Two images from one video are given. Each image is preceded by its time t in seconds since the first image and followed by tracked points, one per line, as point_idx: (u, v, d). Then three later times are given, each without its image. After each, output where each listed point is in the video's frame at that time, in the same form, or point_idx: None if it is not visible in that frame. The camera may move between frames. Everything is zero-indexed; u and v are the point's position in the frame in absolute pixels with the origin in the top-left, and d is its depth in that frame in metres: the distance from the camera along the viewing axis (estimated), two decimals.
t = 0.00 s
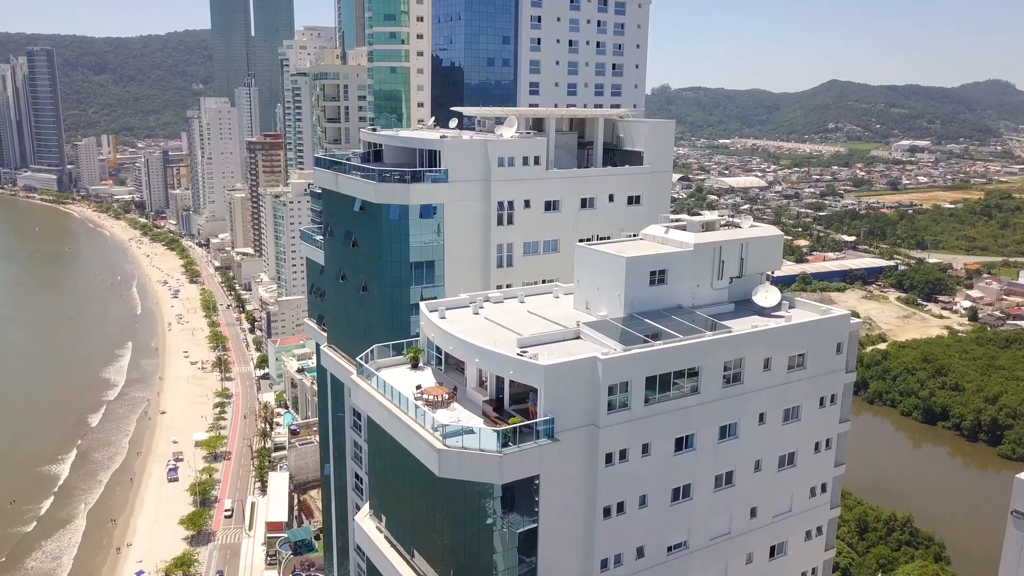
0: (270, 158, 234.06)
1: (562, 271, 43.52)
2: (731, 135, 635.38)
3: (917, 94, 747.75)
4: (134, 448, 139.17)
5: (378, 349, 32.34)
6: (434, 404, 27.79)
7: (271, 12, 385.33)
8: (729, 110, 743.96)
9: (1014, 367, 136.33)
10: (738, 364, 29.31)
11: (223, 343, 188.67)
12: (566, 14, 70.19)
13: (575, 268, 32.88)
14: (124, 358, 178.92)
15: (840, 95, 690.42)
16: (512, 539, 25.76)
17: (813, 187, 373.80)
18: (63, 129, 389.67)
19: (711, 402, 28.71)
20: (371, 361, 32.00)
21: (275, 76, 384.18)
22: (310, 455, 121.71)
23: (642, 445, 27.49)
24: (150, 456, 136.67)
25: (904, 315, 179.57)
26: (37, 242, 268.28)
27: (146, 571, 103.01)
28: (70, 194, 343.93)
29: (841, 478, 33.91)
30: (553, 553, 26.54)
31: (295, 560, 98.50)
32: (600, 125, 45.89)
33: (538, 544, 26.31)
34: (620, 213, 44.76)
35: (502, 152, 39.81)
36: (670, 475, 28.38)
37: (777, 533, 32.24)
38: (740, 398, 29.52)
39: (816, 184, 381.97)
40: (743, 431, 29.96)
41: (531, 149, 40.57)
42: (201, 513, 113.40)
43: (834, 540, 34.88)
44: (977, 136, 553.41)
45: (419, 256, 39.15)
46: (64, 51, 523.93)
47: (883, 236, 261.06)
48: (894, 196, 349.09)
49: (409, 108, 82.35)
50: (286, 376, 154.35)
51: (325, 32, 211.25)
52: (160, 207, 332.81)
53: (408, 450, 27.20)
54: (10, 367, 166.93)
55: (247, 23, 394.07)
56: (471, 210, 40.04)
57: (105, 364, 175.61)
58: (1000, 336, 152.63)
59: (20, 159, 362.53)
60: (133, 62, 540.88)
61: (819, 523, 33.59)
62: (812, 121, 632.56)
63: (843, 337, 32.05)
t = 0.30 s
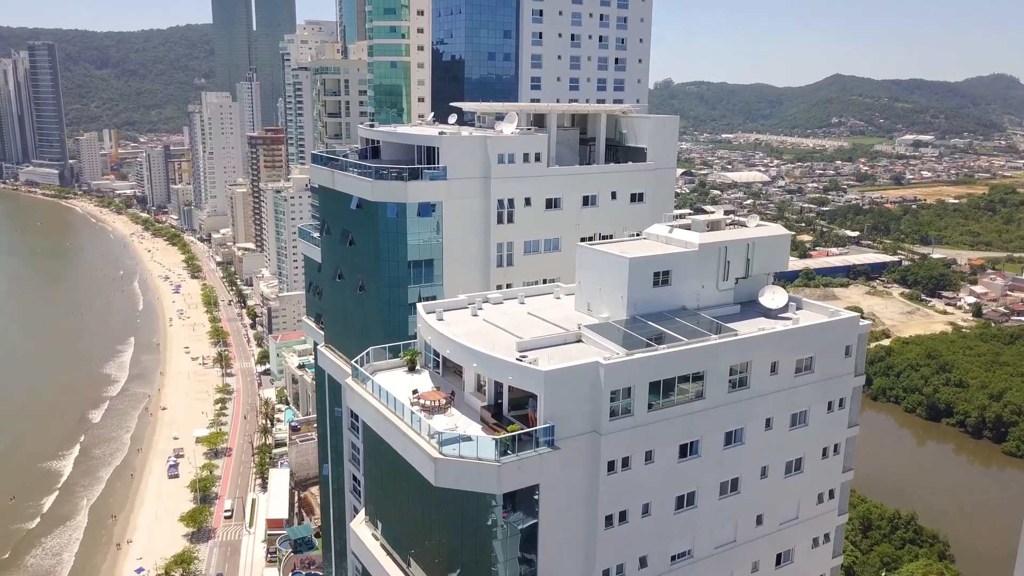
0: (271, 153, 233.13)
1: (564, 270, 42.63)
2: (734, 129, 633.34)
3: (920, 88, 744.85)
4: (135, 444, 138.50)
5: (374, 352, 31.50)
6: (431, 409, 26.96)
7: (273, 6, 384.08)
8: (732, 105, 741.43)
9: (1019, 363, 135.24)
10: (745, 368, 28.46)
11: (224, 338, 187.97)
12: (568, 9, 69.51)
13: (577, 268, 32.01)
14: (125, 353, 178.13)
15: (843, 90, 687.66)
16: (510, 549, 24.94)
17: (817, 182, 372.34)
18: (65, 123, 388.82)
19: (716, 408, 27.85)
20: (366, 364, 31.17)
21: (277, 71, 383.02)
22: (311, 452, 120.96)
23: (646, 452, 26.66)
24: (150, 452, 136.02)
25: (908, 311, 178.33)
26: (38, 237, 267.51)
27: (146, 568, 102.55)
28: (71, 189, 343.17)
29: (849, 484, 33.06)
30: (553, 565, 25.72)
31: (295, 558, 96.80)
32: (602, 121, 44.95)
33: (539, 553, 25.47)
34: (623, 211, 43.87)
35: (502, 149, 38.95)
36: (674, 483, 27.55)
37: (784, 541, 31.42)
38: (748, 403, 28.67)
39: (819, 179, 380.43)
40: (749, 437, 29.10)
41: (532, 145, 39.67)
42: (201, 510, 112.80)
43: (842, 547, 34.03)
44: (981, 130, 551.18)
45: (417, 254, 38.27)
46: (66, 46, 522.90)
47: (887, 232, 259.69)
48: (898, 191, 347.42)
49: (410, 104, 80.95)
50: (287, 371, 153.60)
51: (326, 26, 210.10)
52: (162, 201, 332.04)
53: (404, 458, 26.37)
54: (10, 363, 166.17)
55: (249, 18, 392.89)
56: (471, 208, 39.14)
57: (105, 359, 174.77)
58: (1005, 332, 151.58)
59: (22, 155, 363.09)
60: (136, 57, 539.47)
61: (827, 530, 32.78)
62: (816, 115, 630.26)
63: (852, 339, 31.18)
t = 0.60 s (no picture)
0: (272, 144, 231.94)
1: (565, 265, 41.79)
2: (737, 119, 630.65)
3: (925, 78, 741.18)
4: (135, 436, 138.04)
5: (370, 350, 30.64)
6: (427, 411, 26.20)
7: None
8: (735, 95, 738.10)
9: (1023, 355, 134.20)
10: (751, 368, 27.59)
11: (225, 330, 187.27)
12: None
13: (578, 265, 31.19)
14: (126, 345, 177.59)
15: (847, 80, 684.19)
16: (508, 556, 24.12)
17: (820, 172, 370.52)
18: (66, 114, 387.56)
19: (721, 410, 27.02)
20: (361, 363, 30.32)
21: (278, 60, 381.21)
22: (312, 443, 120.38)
23: (650, 455, 25.85)
24: (151, 444, 135.53)
25: (911, 302, 177.15)
26: (39, 227, 266.92)
27: (147, 560, 102.00)
28: (73, 179, 342.08)
29: (857, 487, 32.22)
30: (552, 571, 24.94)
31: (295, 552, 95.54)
32: (604, 112, 43.93)
33: (538, 559, 24.69)
34: (625, 205, 42.95)
35: (501, 142, 38.03)
36: (678, 487, 26.73)
37: (790, 545, 30.62)
38: (754, 405, 27.85)
39: (823, 169, 378.47)
40: (756, 438, 28.26)
41: (532, 138, 38.74)
42: (201, 502, 112.31)
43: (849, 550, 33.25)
44: (986, 120, 548.36)
45: (414, 249, 37.38)
46: (67, 36, 520.98)
47: (891, 222, 258.31)
48: (902, 182, 345.52)
49: (409, 93, 80.86)
50: (287, 363, 153.02)
51: (327, 16, 208.72)
52: (163, 192, 331.00)
53: (398, 461, 25.55)
54: (12, 354, 165.74)
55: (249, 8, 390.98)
56: (469, 202, 38.27)
57: (107, 350, 174.30)
58: (1009, 324, 150.62)
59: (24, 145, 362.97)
60: (137, 47, 537.56)
61: (834, 533, 31.99)
62: (819, 105, 627.37)
63: (861, 338, 30.34)
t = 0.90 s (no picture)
0: (273, 132, 230.52)
1: (567, 259, 40.92)
2: (741, 107, 627.28)
3: (930, 66, 736.54)
4: (136, 426, 137.43)
5: (364, 348, 29.84)
6: (423, 412, 25.38)
7: None
8: (739, 83, 734.10)
9: None
10: (757, 368, 26.73)
11: (227, 319, 186.46)
12: None
13: (579, 261, 30.32)
14: (128, 334, 176.92)
15: (852, 67, 680.00)
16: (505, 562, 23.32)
17: (824, 161, 368.49)
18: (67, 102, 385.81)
19: (726, 410, 26.20)
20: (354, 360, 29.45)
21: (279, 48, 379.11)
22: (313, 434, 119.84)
23: (652, 458, 25.00)
24: (152, 434, 135.03)
25: (916, 292, 175.83)
26: (41, 216, 265.83)
27: (147, 552, 101.58)
28: (74, 168, 340.71)
29: (865, 488, 31.41)
30: None
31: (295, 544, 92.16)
32: (607, 101, 42.87)
33: (538, 566, 23.87)
34: (629, 197, 41.97)
35: (501, 132, 37.05)
36: (681, 490, 25.91)
37: (796, 547, 29.84)
38: (760, 404, 27.03)
39: (827, 158, 376.40)
40: (761, 440, 27.44)
41: (532, 128, 37.81)
42: (202, 492, 111.84)
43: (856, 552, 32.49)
44: (990, 109, 544.89)
45: (412, 242, 36.53)
46: (67, 23, 518.07)
47: (895, 212, 256.77)
48: (906, 170, 343.21)
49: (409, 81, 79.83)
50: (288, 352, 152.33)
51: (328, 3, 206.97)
52: (164, 180, 329.71)
53: (392, 464, 24.75)
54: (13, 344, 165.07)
55: None
56: (468, 194, 37.33)
57: (108, 340, 173.62)
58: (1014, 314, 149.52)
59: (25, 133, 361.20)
60: (138, 35, 534.89)
61: (840, 535, 31.21)
62: (823, 93, 623.80)
63: (871, 336, 29.44)
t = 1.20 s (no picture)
0: (275, 120, 229.01)
1: (568, 252, 40.04)
2: (744, 94, 623.56)
3: (935, 52, 731.49)
4: (137, 415, 136.96)
5: (358, 346, 29.00)
6: (417, 413, 24.61)
7: None
8: (742, 69, 729.60)
9: None
10: (763, 367, 25.88)
11: (228, 308, 185.65)
12: None
13: (579, 256, 29.47)
14: (129, 322, 176.34)
15: (856, 54, 675.33)
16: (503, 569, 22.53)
17: (828, 148, 366.24)
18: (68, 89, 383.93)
19: (732, 411, 25.37)
20: (348, 358, 28.52)
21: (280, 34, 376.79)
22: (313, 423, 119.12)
23: (654, 461, 24.18)
24: (153, 423, 134.52)
25: (919, 280, 174.52)
26: (42, 204, 264.92)
27: (148, 542, 101.14)
28: (75, 155, 339.44)
29: (873, 488, 30.59)
30: None
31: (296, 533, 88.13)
32: (609, 89, 41.77)
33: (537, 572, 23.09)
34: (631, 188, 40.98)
35: (500, 122, 36.05)
36: (684, 493, 25.12)
37: (801, 549, 29.07)
38: (768, 404, 26.20)
39: (831, 145, 374.09)
40: (767, 441, 26.62)
41: (532, 117, 36.76)
42: (203, 482, 111.42)
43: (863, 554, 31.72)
44: (996, 95, 541.14)
45: (408, 234, 35.66)
46: (67, 10, 515.07)
47: (899, 199, 254.94)
48: (911, 158, 340.99)
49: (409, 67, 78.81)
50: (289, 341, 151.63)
51: None
52: (165, 168, 328.47)
53: (386, 467, 23.96)
54: (16, 333, 164.76)
55: None
56: (466, 185, 36.40)
57: (110, 328, 173.05)
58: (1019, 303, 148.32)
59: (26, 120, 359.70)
60: (139, 21, 531.80)
61: (847, 536, 30.41)
62: (827, 79, 619.71)
63: (880, 334, 28.54)
